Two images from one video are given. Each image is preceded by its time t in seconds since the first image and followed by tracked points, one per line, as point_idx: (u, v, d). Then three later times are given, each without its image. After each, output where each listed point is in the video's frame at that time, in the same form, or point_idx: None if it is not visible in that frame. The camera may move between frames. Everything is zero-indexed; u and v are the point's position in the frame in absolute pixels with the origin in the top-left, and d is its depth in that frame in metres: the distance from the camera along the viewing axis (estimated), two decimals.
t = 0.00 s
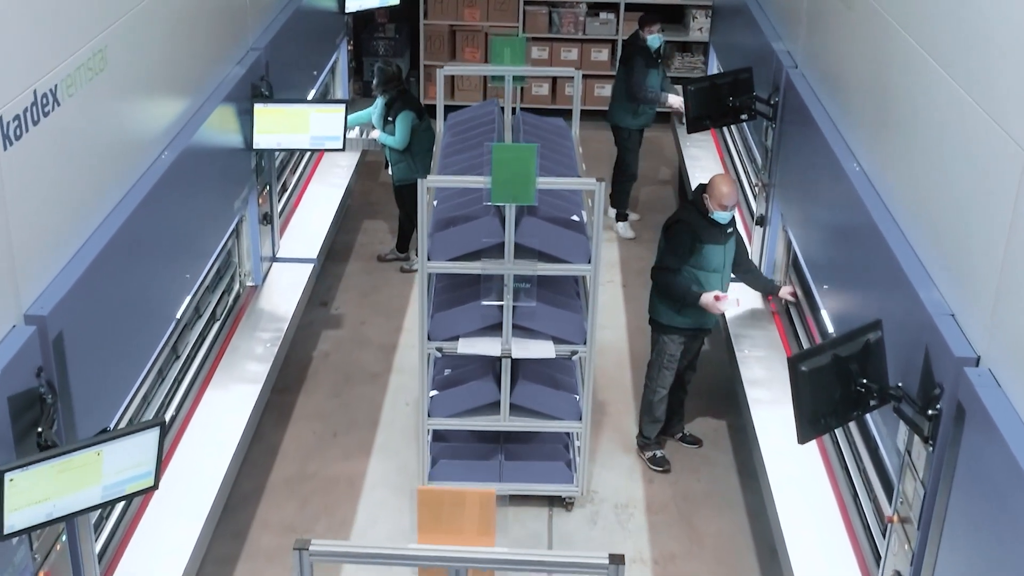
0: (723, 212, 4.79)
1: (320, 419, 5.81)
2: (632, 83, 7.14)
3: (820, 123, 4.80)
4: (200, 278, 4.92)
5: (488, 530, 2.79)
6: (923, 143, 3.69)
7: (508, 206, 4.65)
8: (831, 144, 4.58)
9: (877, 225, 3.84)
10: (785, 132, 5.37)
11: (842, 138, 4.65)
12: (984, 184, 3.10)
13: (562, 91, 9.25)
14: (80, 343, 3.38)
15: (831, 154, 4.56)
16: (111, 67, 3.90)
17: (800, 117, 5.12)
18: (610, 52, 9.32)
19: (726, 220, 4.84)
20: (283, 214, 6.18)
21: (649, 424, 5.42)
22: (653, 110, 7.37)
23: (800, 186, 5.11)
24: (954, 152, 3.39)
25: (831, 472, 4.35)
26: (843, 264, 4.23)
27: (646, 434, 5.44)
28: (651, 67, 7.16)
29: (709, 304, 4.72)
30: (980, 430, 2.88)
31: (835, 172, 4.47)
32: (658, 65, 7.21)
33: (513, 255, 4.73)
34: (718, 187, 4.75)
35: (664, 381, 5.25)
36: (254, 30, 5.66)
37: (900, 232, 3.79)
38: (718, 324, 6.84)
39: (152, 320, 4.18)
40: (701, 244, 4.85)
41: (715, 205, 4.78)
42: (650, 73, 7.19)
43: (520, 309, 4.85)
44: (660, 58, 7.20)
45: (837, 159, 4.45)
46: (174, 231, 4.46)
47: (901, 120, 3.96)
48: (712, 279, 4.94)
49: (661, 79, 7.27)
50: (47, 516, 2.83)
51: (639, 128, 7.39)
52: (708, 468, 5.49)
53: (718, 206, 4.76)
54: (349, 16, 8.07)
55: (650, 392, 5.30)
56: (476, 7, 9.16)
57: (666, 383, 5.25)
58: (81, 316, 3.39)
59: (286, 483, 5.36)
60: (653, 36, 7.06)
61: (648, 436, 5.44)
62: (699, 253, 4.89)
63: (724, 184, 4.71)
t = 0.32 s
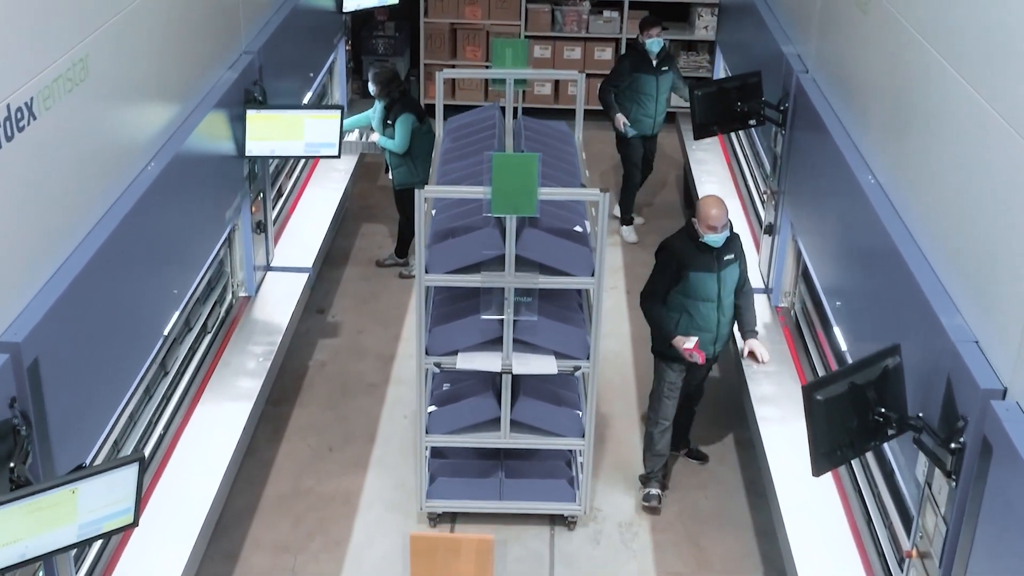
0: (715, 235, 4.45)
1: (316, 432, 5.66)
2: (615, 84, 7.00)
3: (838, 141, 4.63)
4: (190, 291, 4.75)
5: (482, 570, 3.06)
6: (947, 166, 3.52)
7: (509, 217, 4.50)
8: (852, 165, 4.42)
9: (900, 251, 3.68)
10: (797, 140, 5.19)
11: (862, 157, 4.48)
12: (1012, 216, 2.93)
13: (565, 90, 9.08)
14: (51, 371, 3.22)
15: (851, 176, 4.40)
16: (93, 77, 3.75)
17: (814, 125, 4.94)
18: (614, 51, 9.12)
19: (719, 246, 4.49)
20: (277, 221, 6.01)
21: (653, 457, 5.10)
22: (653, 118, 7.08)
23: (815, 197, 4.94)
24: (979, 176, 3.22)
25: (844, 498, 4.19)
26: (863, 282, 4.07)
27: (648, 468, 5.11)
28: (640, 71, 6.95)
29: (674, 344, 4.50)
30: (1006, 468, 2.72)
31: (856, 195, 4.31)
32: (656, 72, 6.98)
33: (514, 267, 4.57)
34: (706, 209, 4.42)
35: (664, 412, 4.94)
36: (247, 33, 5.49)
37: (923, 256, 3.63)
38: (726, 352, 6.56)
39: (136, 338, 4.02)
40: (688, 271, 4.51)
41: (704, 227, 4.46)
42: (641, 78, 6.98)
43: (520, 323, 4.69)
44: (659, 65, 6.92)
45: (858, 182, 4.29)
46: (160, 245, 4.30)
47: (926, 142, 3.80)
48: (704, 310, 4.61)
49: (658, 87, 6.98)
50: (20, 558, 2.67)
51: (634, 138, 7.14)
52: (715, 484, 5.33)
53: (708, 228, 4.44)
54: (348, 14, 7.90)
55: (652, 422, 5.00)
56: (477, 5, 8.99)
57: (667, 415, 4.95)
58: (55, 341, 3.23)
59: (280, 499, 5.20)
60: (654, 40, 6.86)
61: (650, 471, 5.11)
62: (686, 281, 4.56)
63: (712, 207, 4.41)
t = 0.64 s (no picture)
0: (693, 263, 4.23)
1: (311, 448, 5.50)
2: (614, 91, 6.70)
3: (851, 151, 4.49)
4: (179, 306, 4.59)
5: None
6: (964, 181, 3.37)
7: (510, 231, 4.33)
8: (866, 178, 4.28)
9: (921, 272, 3.53)
10: (808, 148, 5.03)
11: (876, 169, 4.34)
12: None
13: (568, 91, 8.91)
14: (18, 405, 3.06)
15: (865, 189, 4.26)
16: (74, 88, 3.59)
17: (828, 135, 4.77)
18: (618, 50, 8.96)
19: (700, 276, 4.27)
20: (272, 229, 5.85)
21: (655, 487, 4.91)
22: (651, 130, 6.78)
23: (828, 210, 4.77)
24: (1002, 197, 3.05)
25: (858, 526, 4.02)
26: (887, 305, 3.91)
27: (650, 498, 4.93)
28: (640, 78, 6.66)
29: (665, 395, 4.29)
30: None
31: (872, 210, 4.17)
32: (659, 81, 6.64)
33: (515, 282, 4.40)
34: (679, 236, 4.22)
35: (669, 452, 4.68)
36: (239, 37, 5.33)
37: (946, 278, 3.47)
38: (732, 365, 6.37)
39: (117, 361, 3.86)
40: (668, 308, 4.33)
41: (681, 256, 4.25)
42: (640, 86, 6.68)
43: (522, 339, 4.52)
44: (661, 74, 6.62)
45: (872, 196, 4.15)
46: (145, 261, 4.14)
47: (942, 155, 3.64)
48: (687, 347, 4.42)
49: (658, 97, 6.68)
50: None
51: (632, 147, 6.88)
52: (722, 503, 5.17)
53: (685, 256, 4.23)
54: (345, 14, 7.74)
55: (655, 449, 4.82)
56: (478, 3, 8.84)
57: (660, 452, 4.77)
58: (21, 373, 3.07)
59: (273, 519, 5.04)
60: (658, 49, 6.49)
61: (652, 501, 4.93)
62: (667, 319, 4.37)
63: (689, 233, 4.21)
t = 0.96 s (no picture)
0: (693, 303, 3.90)
1: (305, 464, 5.34)
2: (627, 108, 6.32)
3: (866, 164, 4.33)
4: (167, 323, 4.44)
5: None
6: (990, 206, 3.21)
7: (509, 247, 4.17)
8: (882, 193, 4.13)
9: (942, 298, 3.38)
10: (819, 158, 4.86)
11: (892, 184, 4.19)
12: None
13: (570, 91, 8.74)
14: None
15: (881, 205, 4.11)
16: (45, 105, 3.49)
17: (841, 147, 4.60)
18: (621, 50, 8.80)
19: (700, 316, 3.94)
20: (266, 239, 5.68)
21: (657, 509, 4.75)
22: (661, 148, 6.45)
23: (841, 224, 4.60)
24: None
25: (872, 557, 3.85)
26: (902, 329, 3.75)
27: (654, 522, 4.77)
28: (654, 94, 6.31)
29: (675, 445, 4.02)
30: None
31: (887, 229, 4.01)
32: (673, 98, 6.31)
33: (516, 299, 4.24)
34: (677, 276, 3.87)
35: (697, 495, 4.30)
36: (230, 43, 5.17)
37: (969, 307, 3.32)
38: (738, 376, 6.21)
39: (88, 389, 3.72)
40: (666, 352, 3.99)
41: (680, 296, 3.91)
42: (653, 102, 6.33)
43: (522, 358, 4.36)
44: (675, 91, 6.29)
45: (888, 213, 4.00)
46: (119, 284, 3.99)
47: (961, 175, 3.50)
48: (687, 394, 4.09)
49: (671, 113, 6.34)
50: None
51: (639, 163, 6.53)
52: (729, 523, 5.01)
53: (684, 296, 3.89)
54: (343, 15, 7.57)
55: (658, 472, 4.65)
56: (479, 3, 8.69)
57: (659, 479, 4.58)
58: None
59: (266, 539, 4.89)
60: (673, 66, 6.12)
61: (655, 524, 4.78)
62: (664, 364, 4.04)
63: (688, 271, 3.87)
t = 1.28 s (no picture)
0: (689, 359, 3.63)
1: (300, 482, 5.19)
2: (638, 126, 5.86)
3: (883, 179, 4.17)
4: (155, 343, 4.28)
5: None
6: (1021, 233, 3.04)
7: (510, 265, 4.00)
8: (899, 210, 3.97)
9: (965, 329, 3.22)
10: (831, 169, 4.69)
11: (910, 200, 4.03)
12: None
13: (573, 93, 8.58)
14: None
15: (898, 222, 3.95)
16: (22, 122, 3.33)
17: (856, 160, 4.43)
18: (626, 50, 8.64)
19: (696, 374, 3.67)
20: (260, 249, 5.52)
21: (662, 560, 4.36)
22: (678, 162, 6.04)
23: (856, 241, 4.43)
24: None
25: None
26: (923, 356, 3.58)
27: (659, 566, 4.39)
28: (664, 107, 5.85)
29: (658, 502, 3.76)
30: None
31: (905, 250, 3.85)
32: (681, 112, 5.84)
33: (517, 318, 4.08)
34: (673, 329, 3.62)
35: (689, 566, 4.07)
36: (222, 49, 5.00)
37: (995, 340, 3.16)
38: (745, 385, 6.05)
39: (68, 419, 3.55)
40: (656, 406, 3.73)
41: (675, 349, 3.65)
42: (665, 116, 5.88)
43: (524, 379, 4.20)
44: (686, 102, 5.84)
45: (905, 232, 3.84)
46: (102, 308, 3.82)
47: (985, 197, 3.33)
48: (676, 452, 3.81)
49: (684, 126, 5.92)
50: None
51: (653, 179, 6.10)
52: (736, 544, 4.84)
53: (679, 350, 3.63)
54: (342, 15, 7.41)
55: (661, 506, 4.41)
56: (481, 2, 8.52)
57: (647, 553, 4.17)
58: None
59: (259, 561, 4.73)
60: (680, 77, 5.70)
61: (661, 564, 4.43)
62: (654, 419, 3.76)
63: (686, 323, 3.61)
